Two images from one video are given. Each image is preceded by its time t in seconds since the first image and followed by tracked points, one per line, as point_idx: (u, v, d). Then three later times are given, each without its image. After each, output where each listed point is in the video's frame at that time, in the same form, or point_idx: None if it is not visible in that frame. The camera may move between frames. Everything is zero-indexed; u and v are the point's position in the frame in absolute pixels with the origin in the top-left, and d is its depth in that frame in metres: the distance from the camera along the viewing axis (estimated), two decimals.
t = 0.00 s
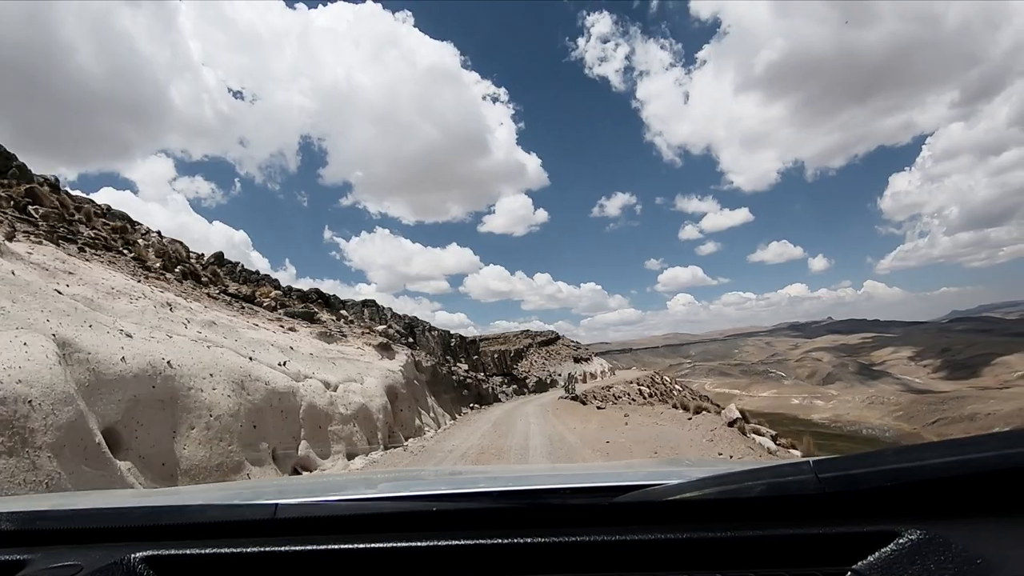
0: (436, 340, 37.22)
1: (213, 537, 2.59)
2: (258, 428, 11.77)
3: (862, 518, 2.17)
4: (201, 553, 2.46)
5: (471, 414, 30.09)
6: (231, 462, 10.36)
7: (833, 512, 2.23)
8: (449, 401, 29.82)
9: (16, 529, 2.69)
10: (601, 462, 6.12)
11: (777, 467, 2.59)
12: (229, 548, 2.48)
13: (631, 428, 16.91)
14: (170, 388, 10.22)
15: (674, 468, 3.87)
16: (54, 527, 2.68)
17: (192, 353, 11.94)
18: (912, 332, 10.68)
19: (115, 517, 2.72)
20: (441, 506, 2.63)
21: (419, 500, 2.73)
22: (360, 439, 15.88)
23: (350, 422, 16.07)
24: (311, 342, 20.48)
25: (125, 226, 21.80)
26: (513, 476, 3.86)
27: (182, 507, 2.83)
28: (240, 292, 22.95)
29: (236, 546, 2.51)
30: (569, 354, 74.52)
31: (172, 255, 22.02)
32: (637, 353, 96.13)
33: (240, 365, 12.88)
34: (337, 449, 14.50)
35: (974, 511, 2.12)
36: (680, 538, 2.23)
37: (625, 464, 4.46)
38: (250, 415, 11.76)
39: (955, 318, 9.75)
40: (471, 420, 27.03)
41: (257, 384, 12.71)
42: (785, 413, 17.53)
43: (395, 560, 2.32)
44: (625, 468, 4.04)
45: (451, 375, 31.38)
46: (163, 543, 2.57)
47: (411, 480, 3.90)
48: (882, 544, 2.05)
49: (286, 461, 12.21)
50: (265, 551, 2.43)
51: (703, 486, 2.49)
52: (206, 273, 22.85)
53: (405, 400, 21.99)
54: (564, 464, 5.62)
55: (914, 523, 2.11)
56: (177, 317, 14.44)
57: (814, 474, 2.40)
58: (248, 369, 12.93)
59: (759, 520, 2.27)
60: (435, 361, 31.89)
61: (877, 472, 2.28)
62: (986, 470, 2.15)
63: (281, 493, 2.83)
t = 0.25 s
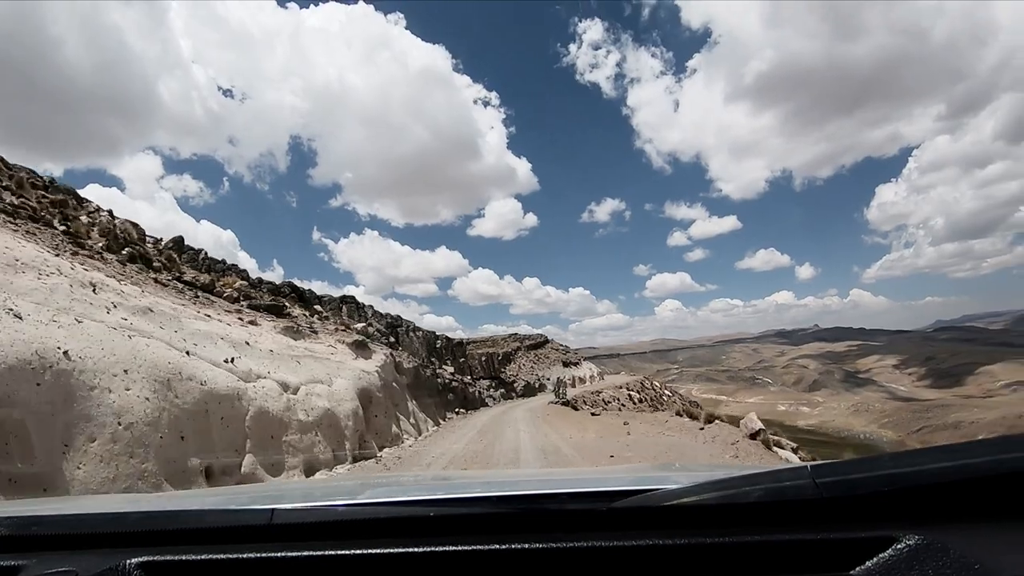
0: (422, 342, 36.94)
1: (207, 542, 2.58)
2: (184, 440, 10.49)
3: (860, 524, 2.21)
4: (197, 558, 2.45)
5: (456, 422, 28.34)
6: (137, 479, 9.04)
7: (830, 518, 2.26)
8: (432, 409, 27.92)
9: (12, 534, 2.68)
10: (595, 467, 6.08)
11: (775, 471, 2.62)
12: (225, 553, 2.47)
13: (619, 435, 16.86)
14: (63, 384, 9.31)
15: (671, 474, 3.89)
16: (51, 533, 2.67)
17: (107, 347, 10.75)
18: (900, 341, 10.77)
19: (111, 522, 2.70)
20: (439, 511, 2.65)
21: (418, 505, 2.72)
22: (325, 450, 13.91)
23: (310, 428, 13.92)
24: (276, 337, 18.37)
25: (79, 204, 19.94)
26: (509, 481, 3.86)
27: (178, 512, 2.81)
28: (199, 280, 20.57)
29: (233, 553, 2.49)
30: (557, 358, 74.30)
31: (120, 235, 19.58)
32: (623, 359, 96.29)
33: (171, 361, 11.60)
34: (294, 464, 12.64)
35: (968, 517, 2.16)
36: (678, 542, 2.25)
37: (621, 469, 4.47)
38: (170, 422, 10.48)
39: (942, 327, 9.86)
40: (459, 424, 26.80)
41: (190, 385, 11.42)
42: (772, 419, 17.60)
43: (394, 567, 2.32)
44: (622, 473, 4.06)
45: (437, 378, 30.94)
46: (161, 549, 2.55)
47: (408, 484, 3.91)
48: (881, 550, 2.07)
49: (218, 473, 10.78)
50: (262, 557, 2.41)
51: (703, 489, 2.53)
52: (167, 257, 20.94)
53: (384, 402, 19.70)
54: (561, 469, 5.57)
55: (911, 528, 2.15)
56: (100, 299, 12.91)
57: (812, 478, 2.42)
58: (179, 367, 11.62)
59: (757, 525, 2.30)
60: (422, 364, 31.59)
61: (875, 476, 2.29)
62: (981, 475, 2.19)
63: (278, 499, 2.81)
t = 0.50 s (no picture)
0: (413, 343, 36.83)
1: (202, 543, 2.57)
2: (93, 454, 8.36)
3: (859, 530, 2.22)
4: (193, 559, 2.43)
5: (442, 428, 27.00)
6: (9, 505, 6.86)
7: (829, 524, 2.28)
8: (418, 413, 26.48)
9: (10, 534, 2.67)
10: (590, 471, 6.08)
11: (773, 476, 2.64)
12: (222, 555, 2.46)
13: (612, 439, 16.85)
14: None
15: (668, 478, 3.91)
16: (49, 533, 2.66)
17: None
18: (892, 347, 10.81)
19: (107, 523, 2.69)
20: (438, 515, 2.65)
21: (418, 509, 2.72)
22: (285, 460, 12.16)
23: (268, 435, 12.10)
24: (240, 329, 16.63)
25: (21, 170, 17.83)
26: (506, 485, 3.87)
27: (177, 513, 2.81)
28: (157, 263, 18.54)
29: (227, 555, 2.47)
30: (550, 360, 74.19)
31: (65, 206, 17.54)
32: (615, 362, 96.31)
33: (83, 352, 9.40)
34: (245, 479, 10.83)
35: (966, 523, 2.17)
36: (677, 547, 2.27)
37: (618, 474, 4.48)
38: (78, 434, 8.40)
39: (933, 333, 9.91)
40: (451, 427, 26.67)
41: (107, 382, 9.34)
42: (765, 424, 17.64)
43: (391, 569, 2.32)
44: (619, 478, 4.07)
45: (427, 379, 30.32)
46: (159, 550, 2.53)
47: (405, 489, 3.92)
48: (880, 556, 2.07)
49: (141, 491, 8.81)
50: (258, 559, 2.40)
51: (702, 495, 2.55)
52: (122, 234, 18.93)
53: (360, 406, 17.97)
54: (556, 474, 5.56)
55: (909, 534, 2.15)
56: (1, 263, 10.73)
57: (811, 484, 2.46)
58: (94, 360, 9.45)
59: (756, 530, 2.31)
60: (414, 365, 31.42)
61: (874, 483, 2.33)
62: (978, 483, 2.22)
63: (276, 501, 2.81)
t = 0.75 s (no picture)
0: (409, 342, 36.75)
1: (203, 541, 2.57)
2: None
3: (862, 531, 2.22)
4: (194, 556, 2.43)
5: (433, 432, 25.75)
6: None
7: (832, 524, 2.28)
8: (407, 416, 25.16)
9: (16, 530, 2.67)
10: (589, 472, 6.07)
11: (776, 476, 2.65)
12: (224, 552, 2.46)
13: (611, 443, 16.81)
14: None
15: (669, 479, 3.90)
16: (52, 530, 2.66)
17: None
18: (890, 352, 10.81)
19: (108, 521, 2.69)
20: (439, 514, 2.64)
21: (420, 507, 2.72)
22: (236, 474, 10.19)
23: (215, 446, 10.14)
24: (200, 319, 14.95)
25: None
26: (507, 484, 3.85)
27: (180, 511, 2.81)
28: (111, 243, 16.99)
29: (232, 552, 2.47)
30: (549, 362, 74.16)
31: (7, 178, 15.88)
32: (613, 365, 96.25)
33: None
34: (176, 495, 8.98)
35: (968, 524, 2.18)
36: (680, 547, 2.27)
37: (619, 474, 4.47)
38: None
39: (933, 338, 9.91)
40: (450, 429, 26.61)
41: None
42: (764, 429, 17.62)
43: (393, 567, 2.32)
44: (621, 477, 4.06)
45: (420, 380, 29.63)
46: (162, 547, 2.53)
47: (405, 487, 3.91)
48: (882, 556, 2.08)
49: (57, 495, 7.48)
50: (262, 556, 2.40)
51: (705, 495, 2.55)
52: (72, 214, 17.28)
53: (340, 409, 16.06)
54: (555, 474, 5.54)
55: (912, 535, 2.16)
56: None
57: (814, 483, 2.46)
58: None
59: (760, 529, 2.31)
60: (412, 366, 31.28)
61: (874, 484, 2.33)
62: (979, 483, 2.22)
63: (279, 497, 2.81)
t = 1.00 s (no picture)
0: (413, 341, 36.84)
1: (211, 545, 2.58)
2: None
3: (871, 537, 2.23)
4: (204, 560, 2.45)
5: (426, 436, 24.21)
6: None
7: (840, 530, 2.28)
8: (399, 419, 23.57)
9: (24, 533, 2.69)
10: (594, 475, 6.02)
11: (785, 480, 2.62)
12: (233, 556, 2.48)
13: (613, 445, 16.75)
14: None
15: (676, 483, 3.88)
16: (61, 533, 2.68)
17: None
18: (895, 356, 10.74)
19: (116, 524, 2.71)
20: (445, 518, 2.65)
21: (424, 510, 2.71)
22: (169, 480, 8.70)
23: (144, 457, 8.50)
24: (149, 298, 13.14)
25: None
26: (513, 488, 3.84)
27: (186, 514, 2.82)
28: (63, 215, 15.41)
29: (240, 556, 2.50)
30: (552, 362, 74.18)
31: None
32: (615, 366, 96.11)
33: None
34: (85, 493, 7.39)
35: (982, 528, 2.15)
36: (687, 553, 2.27)
37: (625, 478, 4.44)
38: None
39: (938, 343, 9.89)
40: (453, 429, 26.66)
41: None
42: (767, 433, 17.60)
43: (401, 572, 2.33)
44: (627, 481, 4.04)
45: (417, 380, 28.57)
46: (168, 551, 2.55)
47: (410, 490, 3.90)
48: (892, 564, 2.09)
49: None
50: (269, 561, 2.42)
51: (713, 499, 2.54)
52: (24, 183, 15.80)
53: (319, 403, 14.54)
54: (559, 477, 5.50)
55: (920, 540, 2.16)
56: None
57: (823, 487, 2.44)
58: None
59: (767, 535, 2.32)
60: (414, 366, 31.17)
61: (884, 488, 2.29)
62: (1000, 486, 2.14)
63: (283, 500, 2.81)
